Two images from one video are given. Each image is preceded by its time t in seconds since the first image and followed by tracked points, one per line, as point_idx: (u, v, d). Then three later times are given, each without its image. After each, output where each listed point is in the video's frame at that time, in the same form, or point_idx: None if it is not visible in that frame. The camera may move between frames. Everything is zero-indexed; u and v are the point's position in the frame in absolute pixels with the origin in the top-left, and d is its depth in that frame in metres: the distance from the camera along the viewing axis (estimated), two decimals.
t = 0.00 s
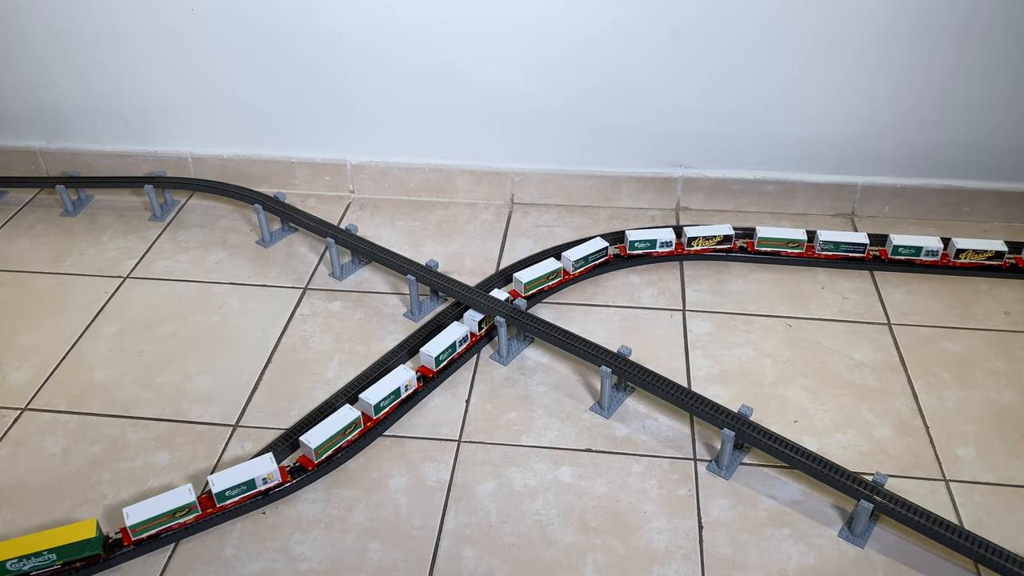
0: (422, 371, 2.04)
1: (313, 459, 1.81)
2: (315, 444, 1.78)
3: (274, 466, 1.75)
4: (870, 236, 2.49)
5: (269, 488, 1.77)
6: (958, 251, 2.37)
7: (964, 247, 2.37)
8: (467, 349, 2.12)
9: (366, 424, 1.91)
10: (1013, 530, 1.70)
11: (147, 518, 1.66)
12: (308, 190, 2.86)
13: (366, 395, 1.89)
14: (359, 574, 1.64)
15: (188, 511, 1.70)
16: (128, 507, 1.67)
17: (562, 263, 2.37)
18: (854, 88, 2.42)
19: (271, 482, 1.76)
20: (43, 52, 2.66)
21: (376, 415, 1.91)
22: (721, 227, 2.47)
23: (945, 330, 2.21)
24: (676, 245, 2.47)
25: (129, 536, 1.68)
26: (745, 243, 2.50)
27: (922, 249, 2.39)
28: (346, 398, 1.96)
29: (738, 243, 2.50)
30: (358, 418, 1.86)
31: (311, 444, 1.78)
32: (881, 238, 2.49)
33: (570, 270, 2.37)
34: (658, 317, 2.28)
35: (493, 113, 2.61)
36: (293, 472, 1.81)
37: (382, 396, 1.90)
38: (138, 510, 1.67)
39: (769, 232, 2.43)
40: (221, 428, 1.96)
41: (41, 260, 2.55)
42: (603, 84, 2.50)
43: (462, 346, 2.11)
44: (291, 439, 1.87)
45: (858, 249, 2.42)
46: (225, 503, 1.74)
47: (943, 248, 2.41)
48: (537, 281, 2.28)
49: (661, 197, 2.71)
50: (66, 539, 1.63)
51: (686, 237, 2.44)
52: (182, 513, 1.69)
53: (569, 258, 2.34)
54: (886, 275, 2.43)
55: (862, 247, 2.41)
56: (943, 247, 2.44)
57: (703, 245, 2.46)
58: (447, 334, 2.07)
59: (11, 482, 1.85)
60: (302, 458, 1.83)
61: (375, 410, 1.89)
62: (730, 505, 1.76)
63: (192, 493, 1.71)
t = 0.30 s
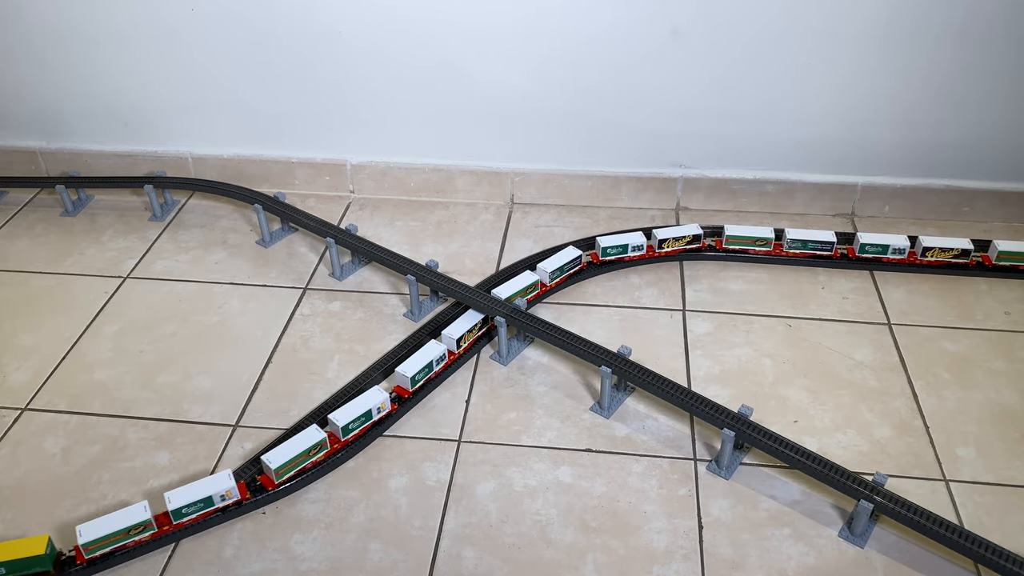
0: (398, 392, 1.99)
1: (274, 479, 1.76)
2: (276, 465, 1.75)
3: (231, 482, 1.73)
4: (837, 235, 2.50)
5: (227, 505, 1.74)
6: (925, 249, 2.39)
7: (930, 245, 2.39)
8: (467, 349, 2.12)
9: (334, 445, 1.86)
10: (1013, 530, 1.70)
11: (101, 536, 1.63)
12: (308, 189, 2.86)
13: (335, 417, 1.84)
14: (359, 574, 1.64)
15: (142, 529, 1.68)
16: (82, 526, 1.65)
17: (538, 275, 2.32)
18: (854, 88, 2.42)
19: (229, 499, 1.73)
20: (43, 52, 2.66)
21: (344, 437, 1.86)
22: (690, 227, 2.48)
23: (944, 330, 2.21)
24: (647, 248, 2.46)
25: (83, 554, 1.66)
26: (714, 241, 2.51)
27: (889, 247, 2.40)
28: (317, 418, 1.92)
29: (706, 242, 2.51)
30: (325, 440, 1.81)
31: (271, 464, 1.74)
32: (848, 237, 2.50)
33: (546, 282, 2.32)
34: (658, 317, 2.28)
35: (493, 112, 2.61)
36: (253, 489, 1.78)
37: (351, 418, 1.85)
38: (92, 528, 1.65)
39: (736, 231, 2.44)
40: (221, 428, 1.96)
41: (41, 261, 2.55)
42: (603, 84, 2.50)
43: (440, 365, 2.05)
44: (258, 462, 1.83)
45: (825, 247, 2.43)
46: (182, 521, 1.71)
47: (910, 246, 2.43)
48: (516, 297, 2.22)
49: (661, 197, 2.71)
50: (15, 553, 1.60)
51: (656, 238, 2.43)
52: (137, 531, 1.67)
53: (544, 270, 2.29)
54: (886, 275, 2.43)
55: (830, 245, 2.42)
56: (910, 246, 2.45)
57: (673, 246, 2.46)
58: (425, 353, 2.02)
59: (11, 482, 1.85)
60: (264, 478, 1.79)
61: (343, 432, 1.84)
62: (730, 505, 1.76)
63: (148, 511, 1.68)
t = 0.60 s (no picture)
0: (374, 413, 1.94)
1: (233, 495, 1.73)
2: (234, 481, 1.71)
3: (191, 498, 1.70)
4: (806, 234, 2.51)
5: (185, 521, 1.71)
6: (893, 248, 2.40)
7: (899, 243, 2.40)
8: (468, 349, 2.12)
9: (298, 465, 1.82)
10: (1013, 530, 1.70)
11: (51, 552, 1.60)
12: (308, 189, 2.86)
13: (301, 436, 1.80)
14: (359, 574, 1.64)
15: (96, 545, 1.65)
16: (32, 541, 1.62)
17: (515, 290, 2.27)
18: (854, 89, 2.42)
19: (187, 516, 1.70)
20: (42, 53, 2.66)
21: (310, 458, 1.82)
22: (660, 229, 2.47)
23: (944, 331, 2.21)
24: (619, 253, 2.44)
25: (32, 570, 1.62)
26: (683, 241, 2.52)
27: (858, 245, 2.41)
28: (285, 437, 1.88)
29: (676, 242, 2.51)
30: (288, 459, 1.77)
31: (230, 481, 1.71)
32: (817, 236, 2.50)
33: (524, 295, 2.27)
34: (658, 317, 2.28)
35: (493, 112, 2.61)
36: (212, 505, 1.74)
37: (318, 439, 1.80)
38: (44, 543, 1.62)
39: (705, 230, 2.45)
40: (221, 428, 1.96)
41: (41, 261, 2.55)
42: (604, 85, 2.50)
43: (417, 385, 2.00)
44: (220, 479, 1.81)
45: (794, 244, 2.43)
46: (137, 537, 1.68)
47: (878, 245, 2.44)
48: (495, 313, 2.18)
49: (661, 197, 2.71)
50: None
51: (628, 243, 2.41)
52: (90, 547, 1.64)
53: (520, 283, 2.24)
54: (886, 275, 2.42)
55: (799, 242, 2.42)
56: (879, 245, 2.46)
57: (645, 249, 2.44)
58: (401, 372, 1.96)
59: (11, 482, 1.85)
60: (223, 494, 1.76)
61: (308, 453, 1.80)
62: (730, 505, 1.76)
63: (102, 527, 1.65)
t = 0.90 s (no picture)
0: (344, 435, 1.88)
1: (188, 512, 1.70)
2: (189, 498, 1.68)
3: (143, 517, 1.66)
4: (776, 232, 2.52)
5: (140, 538, 1.68)
6: (862, 246, 2.41)
7: (867, 241, 2.41)
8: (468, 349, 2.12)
9: (259, 484, 1.78)
10: (1013, 530, 1.70)
11: None
12: (308, 189, 2.86)
13: (262, 457, 1.76)
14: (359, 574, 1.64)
15: (48, 559, 1.64)
16: None
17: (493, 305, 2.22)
18: (854, 89, 2.42)
19: (140, 533, 1.67)
20: (42, 53, 2.66)
21: (271, 478, 1.77)
22: (630, 233, 2.45)
23: (944, 330, 2.21)
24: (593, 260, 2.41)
25: None
26: (653, 243, 2.51)
27: (826, 243, 2.41)
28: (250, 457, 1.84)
29: (646, 245, 2.50)
30: (246, 479, 1.73)
31: (184, 497, 1.68)
32: (787, 234, 2.52)
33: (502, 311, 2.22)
34: (658, 317, 2.28)
35: (493, 112, 2.60)
36: (168, 523, 1.72)
37: (279, 461, 1.76)
38: None
39: (675, 232, 2.45)
40: (221, 428, 1.96)
41: (41, 261, 2.55)
42: (604, 84, 2.50)
43: (391, 406, 1.94)
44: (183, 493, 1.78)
45: (762, 243, 2.44)
46: (90, 552, 1.66)
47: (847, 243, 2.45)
48: (473, 330, 2.12)
49: (661, 197, 2.71)
50: None
51: (601, 249, 2.39)
52: (40, 561, 1.63)
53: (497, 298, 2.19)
54: (886, 275, 2.42)
55: (767, 241, 2.43)
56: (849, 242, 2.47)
57: (618, 254, 2.43)
58: (373, 394, 1.91)
59: (11, 483, 1.85)
60: (180, 510, 1.73)
61: (268, 473, 1.75)
62: (730, 505, 1.76)
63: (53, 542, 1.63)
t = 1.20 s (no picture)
0: (312, 457, 1.84)
1: (142, 530, 1.68)
2: (144, 515, 1.66)
3: (96, 535, 1.64)
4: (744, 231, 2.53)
5: (91, 557, 1.66)
6: (829, 244, 2.42)
7: (835, 240, 2.41)
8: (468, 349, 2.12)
9: (217, 504, 1.75)
10: (1013, 530, 1.70)
11: None
12: (308, 189, 2.86)
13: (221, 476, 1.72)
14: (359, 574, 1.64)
15: None
16: None
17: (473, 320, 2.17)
18: (854, 89, 2.42)
19: (92, 552, 1.65)
20: (42, 53, 2.66)
21: (230, 497, 1.74)
22: (601, 240, 2.42)
23: (944, 331, 2.21)
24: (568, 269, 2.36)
25: None
26: (625, 247, 2.49)
27: (794, 241, 2.42)
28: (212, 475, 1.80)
29: (618, 250, 2.48)
30: (204, 497, 1.70)
31: (139, 514, 1.66)
32: (755, 232, 2.52)
33: (482, 327, 2.17)
34: (658, 317, 2.28)
35: (493, 112, 2.60)
36: (121, 542, 1.69)
37: (238, 480, 1.72)
38: None
39: (646, 235, 2.43)
40: (221, 428, 1.96)
41: (41, 261, 2.55)
42: (604, 84, 2.49)
43: (362, 427, 1.88)
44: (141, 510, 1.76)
45: (731, 241, 2.45)
46: (40, 567, 1.64)
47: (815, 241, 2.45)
48: (452, 347, 2.06)
49: (661, 197, 2.71)
50: None
51: (575, 259, 2.34)
52: None
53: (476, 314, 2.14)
54: (886, 275, 2.42)
55: (736, 239, 2.44)
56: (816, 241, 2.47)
57: (592, 261, 2.39)
58: (343, 415, 1.85)
59: (11, 483, 1.85)
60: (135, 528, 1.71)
61: (227, 492, 1.72)
62: (730, 505, 1.76)
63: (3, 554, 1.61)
